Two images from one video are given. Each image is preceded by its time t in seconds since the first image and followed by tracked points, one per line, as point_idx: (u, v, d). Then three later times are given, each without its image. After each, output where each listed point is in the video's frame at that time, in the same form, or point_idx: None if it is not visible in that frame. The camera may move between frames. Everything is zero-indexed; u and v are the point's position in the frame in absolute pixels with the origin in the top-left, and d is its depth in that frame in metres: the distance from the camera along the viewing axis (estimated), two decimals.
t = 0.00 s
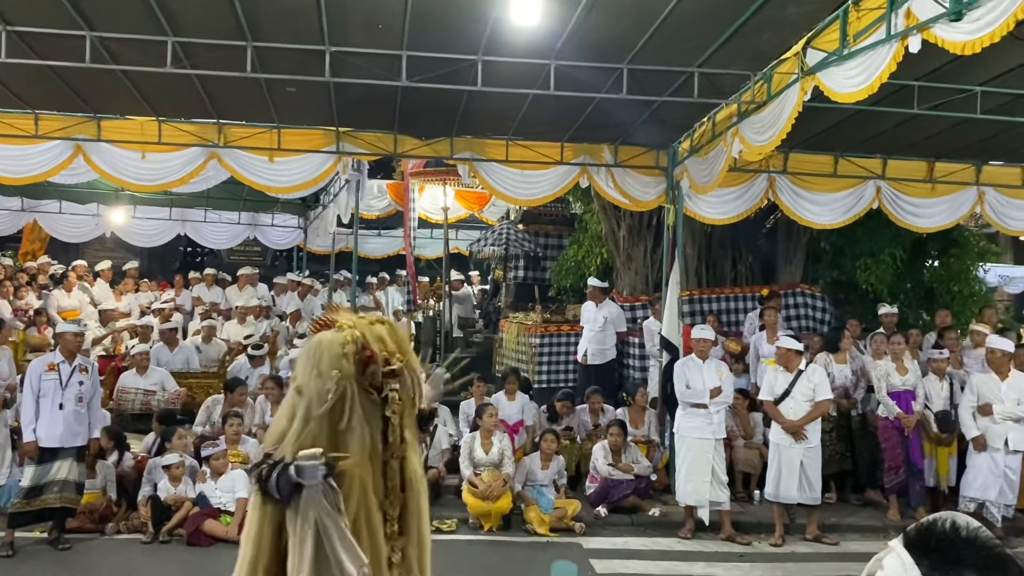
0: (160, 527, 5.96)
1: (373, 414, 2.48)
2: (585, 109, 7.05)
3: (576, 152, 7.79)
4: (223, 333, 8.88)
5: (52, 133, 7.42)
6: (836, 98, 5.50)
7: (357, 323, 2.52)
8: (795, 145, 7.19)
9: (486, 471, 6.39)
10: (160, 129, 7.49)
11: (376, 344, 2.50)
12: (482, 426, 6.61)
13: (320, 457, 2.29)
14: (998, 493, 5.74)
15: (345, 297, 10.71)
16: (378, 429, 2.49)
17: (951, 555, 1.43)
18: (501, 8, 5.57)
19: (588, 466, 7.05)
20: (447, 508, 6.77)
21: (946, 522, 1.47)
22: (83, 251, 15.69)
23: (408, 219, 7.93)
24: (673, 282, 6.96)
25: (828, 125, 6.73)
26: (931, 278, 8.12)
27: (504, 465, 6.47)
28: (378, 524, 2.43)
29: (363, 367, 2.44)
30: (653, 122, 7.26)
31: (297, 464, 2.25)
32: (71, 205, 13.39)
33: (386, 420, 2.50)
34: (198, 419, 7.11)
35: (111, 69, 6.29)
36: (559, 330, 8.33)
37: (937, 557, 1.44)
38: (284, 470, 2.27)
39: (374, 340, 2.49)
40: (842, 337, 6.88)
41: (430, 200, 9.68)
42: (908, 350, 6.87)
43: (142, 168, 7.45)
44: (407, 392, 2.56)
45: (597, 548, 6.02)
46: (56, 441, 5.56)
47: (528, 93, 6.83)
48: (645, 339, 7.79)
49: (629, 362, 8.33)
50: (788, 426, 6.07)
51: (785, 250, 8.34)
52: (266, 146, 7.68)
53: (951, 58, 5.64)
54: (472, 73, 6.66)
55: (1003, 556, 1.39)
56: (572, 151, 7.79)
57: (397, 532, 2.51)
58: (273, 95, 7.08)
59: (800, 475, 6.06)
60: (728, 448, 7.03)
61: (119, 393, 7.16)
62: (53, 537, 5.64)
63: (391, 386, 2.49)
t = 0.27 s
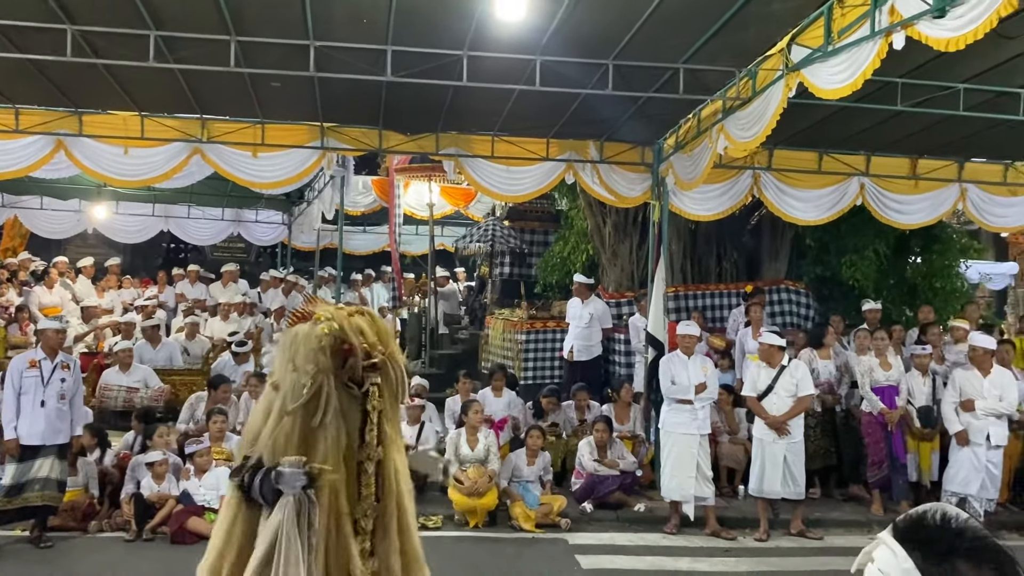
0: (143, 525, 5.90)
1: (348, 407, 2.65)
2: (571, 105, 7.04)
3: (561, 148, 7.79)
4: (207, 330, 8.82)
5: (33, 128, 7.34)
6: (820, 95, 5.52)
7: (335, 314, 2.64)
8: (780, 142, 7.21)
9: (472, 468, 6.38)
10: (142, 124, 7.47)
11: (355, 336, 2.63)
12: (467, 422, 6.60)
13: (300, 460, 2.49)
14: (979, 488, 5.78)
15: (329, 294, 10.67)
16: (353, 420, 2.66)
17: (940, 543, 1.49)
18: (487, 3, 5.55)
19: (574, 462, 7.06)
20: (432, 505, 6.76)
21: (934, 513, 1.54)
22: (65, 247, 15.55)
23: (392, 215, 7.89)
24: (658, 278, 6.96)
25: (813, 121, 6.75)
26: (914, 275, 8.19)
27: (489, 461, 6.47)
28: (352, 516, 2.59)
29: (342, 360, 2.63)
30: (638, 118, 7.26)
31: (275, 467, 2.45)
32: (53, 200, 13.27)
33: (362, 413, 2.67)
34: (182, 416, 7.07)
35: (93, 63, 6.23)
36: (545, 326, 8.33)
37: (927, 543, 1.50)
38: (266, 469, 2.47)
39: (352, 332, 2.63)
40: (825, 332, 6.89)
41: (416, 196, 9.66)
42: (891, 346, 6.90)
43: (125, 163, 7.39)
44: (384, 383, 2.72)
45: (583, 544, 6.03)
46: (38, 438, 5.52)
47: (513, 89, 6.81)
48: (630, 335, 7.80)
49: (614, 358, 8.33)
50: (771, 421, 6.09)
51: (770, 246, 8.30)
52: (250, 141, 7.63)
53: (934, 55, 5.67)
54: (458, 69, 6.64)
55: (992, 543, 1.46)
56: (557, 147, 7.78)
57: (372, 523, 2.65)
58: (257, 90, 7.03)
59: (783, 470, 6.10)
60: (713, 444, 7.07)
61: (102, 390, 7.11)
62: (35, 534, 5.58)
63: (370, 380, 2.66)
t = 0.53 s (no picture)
0: (127, 524, 5.87)
1: (356, 417, 2.33)
2: (556, 101, 7.04)
3: (546, 145, 7.79)
4: (190, 328, 8.77)
5: (14, 124, 7.21)
6: (804, 92, 5.53)
7: (338, 315, 2.33)
8: (763, 140, 7.24)
9: (457, 465, 6.37)
10: (124, 120, 7.36)
11: (361, 338, 2.33)
12: (452, 419, 6.60)
13: (315, 474, 2.17)
14: (960, 483, 5.84)
15: (314, 291, 10.64)
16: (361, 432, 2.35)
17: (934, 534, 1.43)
18: None
19: (559, 459, 7.07)
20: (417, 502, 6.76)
21: (924, 504, 1.49)
22: (47, 244, 15.41)
23: (378, 212, 7.86)
24: (644, 275, 6.98)
25: (796, 119, 6.77)
26: (897, 272, 8.27)
27: (474, 458, 6.46)
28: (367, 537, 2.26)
29: (346, 364, 2.32)
30: (623, 116, 7.27)
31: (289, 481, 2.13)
32: (34, 197, 13.11)
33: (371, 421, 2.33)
34: (165, 414, 7.03)
35: (74, 57, 6.16)
36: (530, 323, 8.32)
37: (921, 533, 1.45)
38: (272, 485, 2.15)
39: (359, 333, 2.33)
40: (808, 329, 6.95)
41: (400, 193, 9.64)
42: (873, 342, 6.95)
43: (106, 160, 7.33)
44: (396, 389, 2.39)
45: (568, 540, 6.04)
46: (19, 437, 5.48)
47: (498, 85, 6.80)
48: (615, 332, 7.81)
49: (600, 355, 8.34)
50: (754, 417, 6.13)
51: (754, 243, 8.32)
52: (233, 137, 7.58)
53: (916, 53, 5.70)
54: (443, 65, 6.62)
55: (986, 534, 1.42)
56: (543, 144, 7.78)
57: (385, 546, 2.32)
58: (240, 86, 6.98)
59: (767, 466, 6.16)
60: (698, 440, 7.11)
61: (84, 388, 7.06)
62: (17, 533, 5.53)
63: (377, 383, 2.33)
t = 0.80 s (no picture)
0: (108, 523, 5.83)
1: (384, 416, 2.15)
2: (539, 100, 7.05)
3: (530, 144, 7.79)
4: (171, 326, 8.71)
5: None
6: (785, 92, 5.56)
7: (361, 311, 2.17)
8: (745, 139, 7.28)
9: (442, 463, 6.33)
10: (105, 117, 7.32)
11: (384, 333, 2.17)
12: (435, 418, 6.59)
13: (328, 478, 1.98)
14: (936, 479, 5.92)
15: (296, 290, 10.60)
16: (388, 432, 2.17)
17: (926, 529, 1.42)
18: None
19: (542, 457, 7.08)
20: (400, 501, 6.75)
21: (915, 501, 1.48)
22: (26, 242, 15.26)
23: (361, 210, 7.84)
24: (627, 274, 7.00)
25: (778, 118, 6.81)
26: (877, 270, 8.34)
27: (458, 457, 6.46)
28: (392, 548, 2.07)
29: (371, 361, 2.14)
30: (606, 114, 7.28)
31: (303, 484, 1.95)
32: (13, 195, 12.97)
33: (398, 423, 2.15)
34: (147, 413, 6.99)
35: (54, 54, 6.10)
36: (514, 322, 8.33)
37: (918, 529, 1.42)
38: (289, 486, 1.98)
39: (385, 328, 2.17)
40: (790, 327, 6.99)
41: (384, 191, 9.62)
42: (854, 340, 7.00)
43: (86, 157, 7.25)
44: (424, 388, 2.21)
45: (552, 538, 6.05)
46: None
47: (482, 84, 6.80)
48: (598, 330, 7.84)
49: (583, 353, 8.36)
50: (735, 415, 6.16)
51: (736, 242, 8.40)
52: (215, 135, 7.53)
53: (896, 54, 5.75)
54: (426, 63, 6.61)
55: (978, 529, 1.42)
56: (526, 143, 7.78)
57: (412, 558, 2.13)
58: (223, 83, 6.94)
59: (749, 462, 6.19)
60: (681, 437, 7.14)
61: (64, 387, 7.01)
62: None
63: (403, 381, 2.15)
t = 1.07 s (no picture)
0: (86, 524, 5.77)
1: (398, 418, 2.36)
2: (521, 98, 7.05)
3: (512, 142, 7.79)
4: (151, 326, 8.65)
5: None
6: (765, 91, 5.60)
7: (373, 314, 2.36)
8: (726, 138, 7.32)
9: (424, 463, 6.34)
10: (83, 114, 7.27)
11: (399, 337, 2.36)
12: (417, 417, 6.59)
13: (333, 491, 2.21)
14: (913, 476, 5.96)
15: (277, 289, 10.56)
16: (402, 433, 2.37)
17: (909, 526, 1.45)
18: None
19: (524, 455, 7.08)
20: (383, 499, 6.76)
21: (902, 497, 1.51)
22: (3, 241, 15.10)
23: (343, 208, 7.81)
24: (609, 272, 7.02)
25: (758, 118, 6.86)
26: (856, 269, 8.41)
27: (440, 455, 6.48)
28: (401, 546, 2.25)
29: (387, 365, 2.35)
30: (588, 113, 7.30)
31: (309, 495, 2.19)
32: None
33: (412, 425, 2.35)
34: (126, 412, 6.94)
35: (30, 50, 6.04)
36: (496, 320, 8.33)
37: (901, 527, 1.46)
38: (300, 493, 2.23)
39: (399, 334, 2.35)
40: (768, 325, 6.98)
41: (366, 189, 9.61)
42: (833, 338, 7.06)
43: (63, 155, 7.15)
44: (435, 391, 2.41)
45: (533, 536, 6.06)
46: None
47: (463, 82, 6.79)
48: (581, 329, 7.85)
49: (565, 351, 8.36)
50: (713, 412, 6.20)
51: (716, 241, 8.45)
52: (195, 133, 7.49)
53: (874, 54, 5.80)
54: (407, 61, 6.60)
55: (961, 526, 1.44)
56: (508, 141, 7.78)
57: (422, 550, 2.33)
58: (202, 81, 6.90)
59: (729, 460, 6.22)
60: (662, 435, 7.16)
61: (42, 387, 6.95)
62: None
63: (418, 385, 2.35)
